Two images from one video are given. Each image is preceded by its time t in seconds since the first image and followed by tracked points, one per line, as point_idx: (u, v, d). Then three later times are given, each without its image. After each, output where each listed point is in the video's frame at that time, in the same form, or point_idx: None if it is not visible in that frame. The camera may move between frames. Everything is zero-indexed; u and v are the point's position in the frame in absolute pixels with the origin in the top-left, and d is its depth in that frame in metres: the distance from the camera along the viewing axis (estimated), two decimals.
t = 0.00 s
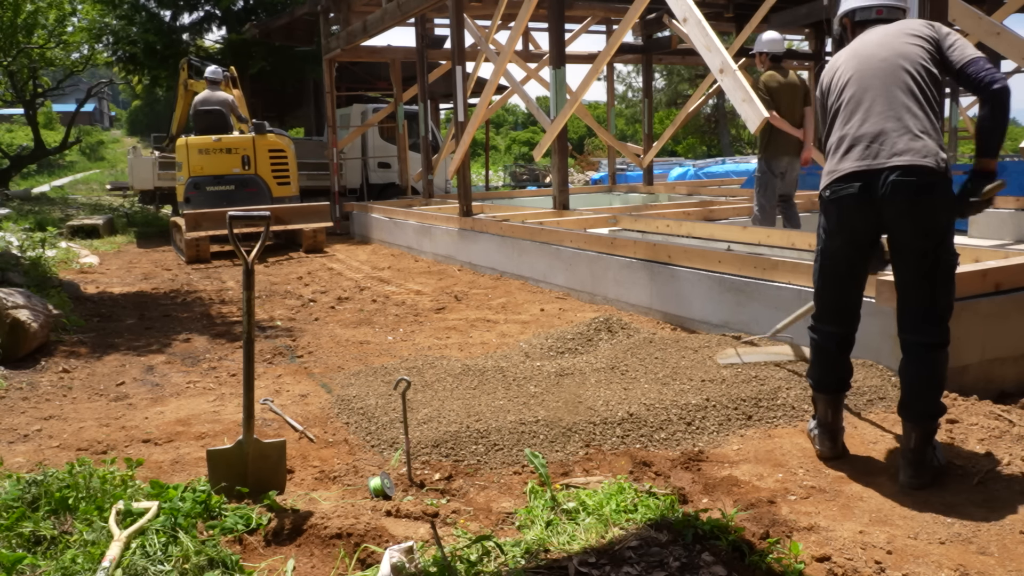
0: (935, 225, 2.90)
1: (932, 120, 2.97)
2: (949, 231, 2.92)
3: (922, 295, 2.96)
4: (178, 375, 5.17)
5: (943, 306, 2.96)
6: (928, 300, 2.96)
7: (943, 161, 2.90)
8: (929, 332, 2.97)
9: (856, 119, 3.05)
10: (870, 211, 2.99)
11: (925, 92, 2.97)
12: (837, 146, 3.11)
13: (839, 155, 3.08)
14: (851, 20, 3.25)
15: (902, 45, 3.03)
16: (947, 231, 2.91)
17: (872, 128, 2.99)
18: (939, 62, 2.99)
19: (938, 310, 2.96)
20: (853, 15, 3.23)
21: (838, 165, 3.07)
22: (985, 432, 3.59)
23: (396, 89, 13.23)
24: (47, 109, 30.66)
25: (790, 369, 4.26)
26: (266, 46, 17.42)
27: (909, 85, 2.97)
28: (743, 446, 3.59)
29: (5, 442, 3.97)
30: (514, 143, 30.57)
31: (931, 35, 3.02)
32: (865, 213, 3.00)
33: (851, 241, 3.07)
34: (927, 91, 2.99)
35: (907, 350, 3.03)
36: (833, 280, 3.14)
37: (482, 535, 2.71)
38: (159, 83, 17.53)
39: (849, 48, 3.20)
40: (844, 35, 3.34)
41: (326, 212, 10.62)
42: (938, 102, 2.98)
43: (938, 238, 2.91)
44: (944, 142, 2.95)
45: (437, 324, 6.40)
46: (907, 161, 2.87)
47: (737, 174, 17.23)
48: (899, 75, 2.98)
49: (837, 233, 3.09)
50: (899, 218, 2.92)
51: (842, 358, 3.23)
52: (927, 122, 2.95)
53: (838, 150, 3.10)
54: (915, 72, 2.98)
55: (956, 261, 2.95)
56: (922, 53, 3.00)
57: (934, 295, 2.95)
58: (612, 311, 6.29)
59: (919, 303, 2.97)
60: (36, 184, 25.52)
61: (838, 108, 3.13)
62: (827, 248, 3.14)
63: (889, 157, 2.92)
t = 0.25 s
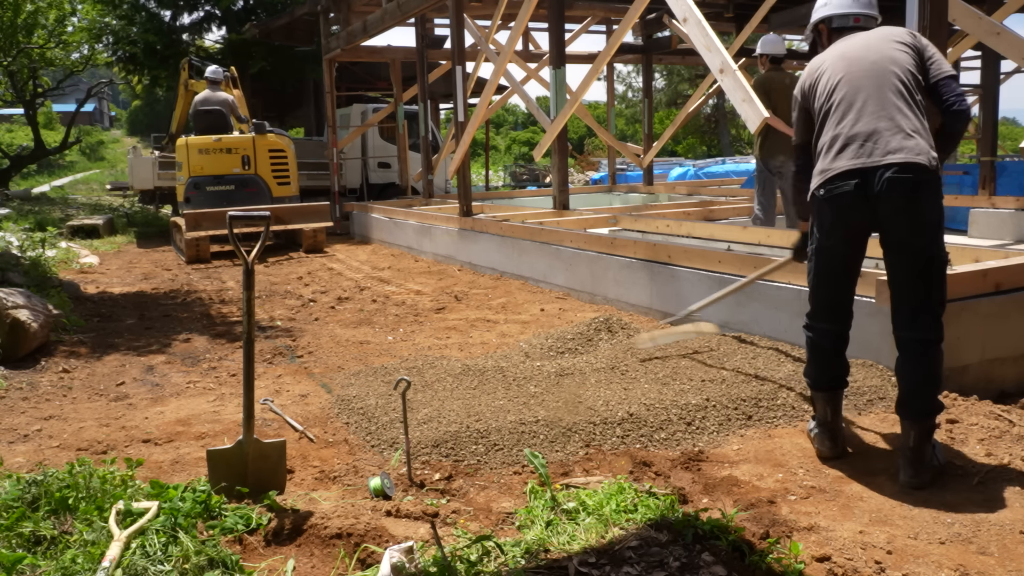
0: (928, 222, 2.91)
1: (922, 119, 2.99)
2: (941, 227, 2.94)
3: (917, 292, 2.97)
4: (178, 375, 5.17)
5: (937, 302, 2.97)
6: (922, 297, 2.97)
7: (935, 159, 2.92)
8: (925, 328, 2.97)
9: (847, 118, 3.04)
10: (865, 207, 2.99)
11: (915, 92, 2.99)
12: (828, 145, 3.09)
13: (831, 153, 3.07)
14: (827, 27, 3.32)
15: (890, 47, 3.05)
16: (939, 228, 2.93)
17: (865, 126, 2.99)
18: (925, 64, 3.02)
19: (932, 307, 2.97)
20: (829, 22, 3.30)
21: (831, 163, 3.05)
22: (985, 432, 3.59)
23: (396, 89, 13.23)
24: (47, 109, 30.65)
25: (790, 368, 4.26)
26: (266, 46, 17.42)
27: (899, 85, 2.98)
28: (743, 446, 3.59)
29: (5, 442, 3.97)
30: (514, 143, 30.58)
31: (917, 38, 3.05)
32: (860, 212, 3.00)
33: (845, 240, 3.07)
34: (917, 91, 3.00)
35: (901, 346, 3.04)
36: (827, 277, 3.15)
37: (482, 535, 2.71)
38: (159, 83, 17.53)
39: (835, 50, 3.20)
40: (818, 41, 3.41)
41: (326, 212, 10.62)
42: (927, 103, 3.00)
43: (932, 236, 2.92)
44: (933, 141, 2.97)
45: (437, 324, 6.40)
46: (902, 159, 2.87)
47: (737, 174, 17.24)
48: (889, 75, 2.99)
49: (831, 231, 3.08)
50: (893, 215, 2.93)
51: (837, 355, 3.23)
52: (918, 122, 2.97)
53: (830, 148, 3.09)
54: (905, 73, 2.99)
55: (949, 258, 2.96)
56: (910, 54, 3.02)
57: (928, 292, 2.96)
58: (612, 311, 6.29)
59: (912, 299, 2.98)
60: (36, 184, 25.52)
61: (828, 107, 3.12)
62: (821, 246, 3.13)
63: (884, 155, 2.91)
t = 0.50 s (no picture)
0: (925, 217, 2.92)
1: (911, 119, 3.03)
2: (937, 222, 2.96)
3: (915, 286, 2.97)
4: (178, 375, 5.17)
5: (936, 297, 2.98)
6: (919, 292, 2.98)
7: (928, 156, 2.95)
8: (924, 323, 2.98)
9: (841, 117, 3.05)
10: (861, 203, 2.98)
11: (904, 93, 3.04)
12: (822, 143, 3.09)
13: (826, 151, 3.06)
14: (811, 39, 3.37)
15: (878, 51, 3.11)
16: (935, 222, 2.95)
17: (859, 124, 3.00)
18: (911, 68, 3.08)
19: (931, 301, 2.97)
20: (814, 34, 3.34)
21: (826, 162, 3.05)
22: (985, 432, 3.59)
23: (396, 89, 13.23)
24: (47, 109, 30.64)
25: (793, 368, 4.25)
26: (266, 46, 17.42)
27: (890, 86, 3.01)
28: (744, 446, 3.59)
29: (5, 442, 3.97)
30: (514, 143, 30.58)
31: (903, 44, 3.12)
32: (857, 208, 2.99)
33: (842, 237, 3.05)
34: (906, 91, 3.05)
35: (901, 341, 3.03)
36: (823, 276, 3.14)
37: (482, 535, 2.71)
38: (159, 83, 17.52)
39: (823, 54, 3.23)
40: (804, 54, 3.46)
41: (326, 212, 10.62)
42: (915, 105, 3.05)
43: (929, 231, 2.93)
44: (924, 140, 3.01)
45: (437, 324, 6.40)
46: (897, 154, 2.89)
47: (737, 174, 17.24)
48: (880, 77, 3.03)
49: (827, 229, 3.07)
50: (891, 210, 2.93)
51: (833, 353, 3.23)
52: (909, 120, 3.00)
53: (824, 146, 3.08)
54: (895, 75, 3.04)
55: (944, 252, 2.97)
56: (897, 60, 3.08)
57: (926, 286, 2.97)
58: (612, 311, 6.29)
59: (911, 294, 2.98)
60: (36, 184, 25.52)
61: (820, 107, 3.12)
62: (817, 245, 3.12)
63: (879, 151, 2.92)
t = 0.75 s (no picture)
0: (923, 212, 2.94)
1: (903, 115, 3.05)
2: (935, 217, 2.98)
3: (915, 281, 3.00)
4: (178, 375, 5.17)
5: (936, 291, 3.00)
6: (919, 287, 3.00)
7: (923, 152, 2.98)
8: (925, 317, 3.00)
9: (836, 115, 3.05)
10: (861, 201, 2.99)
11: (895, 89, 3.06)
12: (818, 142, 3.09)
13: (822, 150, 3.06)
14: (791, 30, 3.38)
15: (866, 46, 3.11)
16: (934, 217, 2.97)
17: (855, 121, 3.00)
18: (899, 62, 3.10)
19: (932, 296, 2.99)
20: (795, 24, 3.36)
21: (824, 160, 3.04)
22: (985, 432, 3.59)
23: (396, 89, 13.23)
24: (48, 109, 30.63)
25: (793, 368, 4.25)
26: (266, 46, 17.42)
27: (882, 82, 3.03)
28: (744, 446, 3.59)
29: (5, 442, 3.97)
30: (514, 143, 30.58)
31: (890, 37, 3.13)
32: (857, 206, 3.00)
33: (842, 235, 3.05)
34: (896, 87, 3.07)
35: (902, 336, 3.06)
36: (823, 274, 3.13)
37: (482, 535, 2.71)
38: (159, 83, 17.52)
39: (810, 50, 3.22)
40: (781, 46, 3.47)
41: (326, 212, 10.62)
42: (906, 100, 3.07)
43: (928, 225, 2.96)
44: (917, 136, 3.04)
45: (437, 324, 6.40)
46: (896, 153, 2.91)
47: (737, 174, 17.24)
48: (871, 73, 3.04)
49: (827, 227, 3.07)
50: (891, 207, 2.95)
51: (834, 350, 3.23)
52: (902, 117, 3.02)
53: (820, 145, 3.08)
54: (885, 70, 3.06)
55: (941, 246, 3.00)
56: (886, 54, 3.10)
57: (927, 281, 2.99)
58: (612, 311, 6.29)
59: (911, 289, 3.01)
60: (36, 183, 25.52)
61: (814, 105, 3.12)
62: (817, 242, 3.12)
63: (877, 150, 2.93)
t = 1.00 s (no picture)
0: (920, 211, 2.96)
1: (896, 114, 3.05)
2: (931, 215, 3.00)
3: (914, 280, 3.01)
4: (178, 375, 5.17)
5: (934, 287, 3.02)
6: (918, 285, 3.01)
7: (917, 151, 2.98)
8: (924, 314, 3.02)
9: (829, 118, 3.04)
10: (859, 204, 3.00)
11: (886, 88, 3.05)
12: (812, 146, 3.08)
13: (818, 154, 3.06)
14: (778, 24, 3.36)
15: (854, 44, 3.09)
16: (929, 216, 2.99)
17: (849, 124, 2.99)
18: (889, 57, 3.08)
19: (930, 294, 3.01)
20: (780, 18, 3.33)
21: (819, 165, 3.04)
22: (985, 432, 3.59)
23: (395, 89, 13.23)
24: (48, 109, 30.62)
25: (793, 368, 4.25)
26: (266, 46, 17.42)
27: (873, 82, 3.02)
28: (743, 446, 3.59)
29: (5, 442, 3.97)
30: (514, 143, 30.58)
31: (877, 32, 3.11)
32: (854, 208, 3.00)
33: (840, 237, 3.06)
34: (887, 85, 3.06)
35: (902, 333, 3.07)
36: (822, 276, 3.14)
37: (482, 535, 2.71)
38: (159, 83, 17.52)
39: (800, 50, 3.19)
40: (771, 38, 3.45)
41: (326, 212, 10.62)
42: (897, 96, 3.06)
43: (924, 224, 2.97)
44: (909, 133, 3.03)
45: (437, 324, 6.40)
46: (891, 155, 2.91)
47: (737, 174, 17.25)
48: (862, 73, 3.03)
49: (824, 230, 3.07)
50: (888, 207, 2.96)
51: (832, 350, 3.23)
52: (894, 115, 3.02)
53: (815, 149, 3.08)
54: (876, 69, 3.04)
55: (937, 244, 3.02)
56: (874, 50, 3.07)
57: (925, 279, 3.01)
58: (612, 311, 6.29)
59: (909, 287, 3.02)
60: (36, 184, 25.52)
61: (807, 107, 3.11)
62: (815, 245, 3.12)
63: (872, 153, 2.93)
